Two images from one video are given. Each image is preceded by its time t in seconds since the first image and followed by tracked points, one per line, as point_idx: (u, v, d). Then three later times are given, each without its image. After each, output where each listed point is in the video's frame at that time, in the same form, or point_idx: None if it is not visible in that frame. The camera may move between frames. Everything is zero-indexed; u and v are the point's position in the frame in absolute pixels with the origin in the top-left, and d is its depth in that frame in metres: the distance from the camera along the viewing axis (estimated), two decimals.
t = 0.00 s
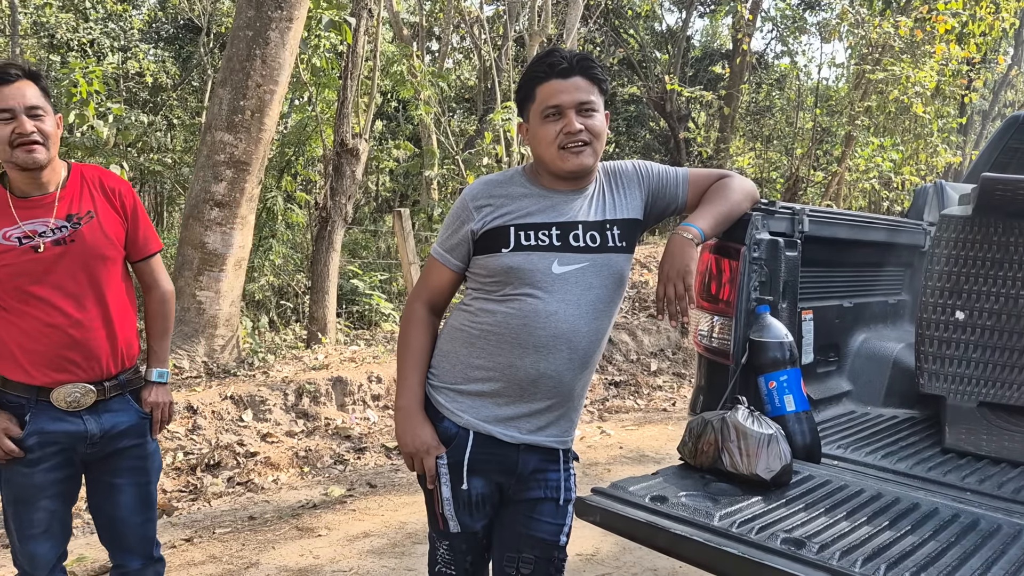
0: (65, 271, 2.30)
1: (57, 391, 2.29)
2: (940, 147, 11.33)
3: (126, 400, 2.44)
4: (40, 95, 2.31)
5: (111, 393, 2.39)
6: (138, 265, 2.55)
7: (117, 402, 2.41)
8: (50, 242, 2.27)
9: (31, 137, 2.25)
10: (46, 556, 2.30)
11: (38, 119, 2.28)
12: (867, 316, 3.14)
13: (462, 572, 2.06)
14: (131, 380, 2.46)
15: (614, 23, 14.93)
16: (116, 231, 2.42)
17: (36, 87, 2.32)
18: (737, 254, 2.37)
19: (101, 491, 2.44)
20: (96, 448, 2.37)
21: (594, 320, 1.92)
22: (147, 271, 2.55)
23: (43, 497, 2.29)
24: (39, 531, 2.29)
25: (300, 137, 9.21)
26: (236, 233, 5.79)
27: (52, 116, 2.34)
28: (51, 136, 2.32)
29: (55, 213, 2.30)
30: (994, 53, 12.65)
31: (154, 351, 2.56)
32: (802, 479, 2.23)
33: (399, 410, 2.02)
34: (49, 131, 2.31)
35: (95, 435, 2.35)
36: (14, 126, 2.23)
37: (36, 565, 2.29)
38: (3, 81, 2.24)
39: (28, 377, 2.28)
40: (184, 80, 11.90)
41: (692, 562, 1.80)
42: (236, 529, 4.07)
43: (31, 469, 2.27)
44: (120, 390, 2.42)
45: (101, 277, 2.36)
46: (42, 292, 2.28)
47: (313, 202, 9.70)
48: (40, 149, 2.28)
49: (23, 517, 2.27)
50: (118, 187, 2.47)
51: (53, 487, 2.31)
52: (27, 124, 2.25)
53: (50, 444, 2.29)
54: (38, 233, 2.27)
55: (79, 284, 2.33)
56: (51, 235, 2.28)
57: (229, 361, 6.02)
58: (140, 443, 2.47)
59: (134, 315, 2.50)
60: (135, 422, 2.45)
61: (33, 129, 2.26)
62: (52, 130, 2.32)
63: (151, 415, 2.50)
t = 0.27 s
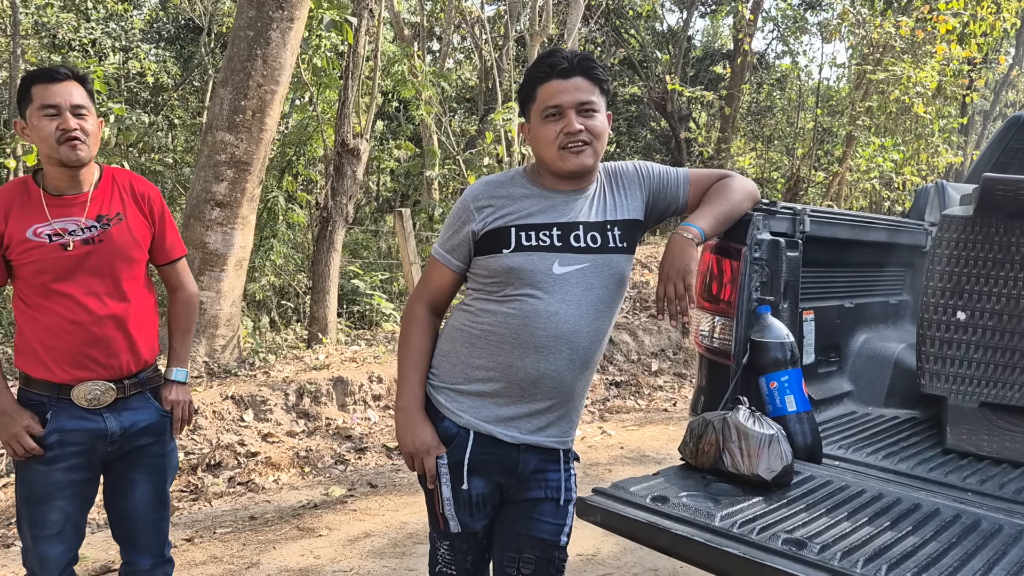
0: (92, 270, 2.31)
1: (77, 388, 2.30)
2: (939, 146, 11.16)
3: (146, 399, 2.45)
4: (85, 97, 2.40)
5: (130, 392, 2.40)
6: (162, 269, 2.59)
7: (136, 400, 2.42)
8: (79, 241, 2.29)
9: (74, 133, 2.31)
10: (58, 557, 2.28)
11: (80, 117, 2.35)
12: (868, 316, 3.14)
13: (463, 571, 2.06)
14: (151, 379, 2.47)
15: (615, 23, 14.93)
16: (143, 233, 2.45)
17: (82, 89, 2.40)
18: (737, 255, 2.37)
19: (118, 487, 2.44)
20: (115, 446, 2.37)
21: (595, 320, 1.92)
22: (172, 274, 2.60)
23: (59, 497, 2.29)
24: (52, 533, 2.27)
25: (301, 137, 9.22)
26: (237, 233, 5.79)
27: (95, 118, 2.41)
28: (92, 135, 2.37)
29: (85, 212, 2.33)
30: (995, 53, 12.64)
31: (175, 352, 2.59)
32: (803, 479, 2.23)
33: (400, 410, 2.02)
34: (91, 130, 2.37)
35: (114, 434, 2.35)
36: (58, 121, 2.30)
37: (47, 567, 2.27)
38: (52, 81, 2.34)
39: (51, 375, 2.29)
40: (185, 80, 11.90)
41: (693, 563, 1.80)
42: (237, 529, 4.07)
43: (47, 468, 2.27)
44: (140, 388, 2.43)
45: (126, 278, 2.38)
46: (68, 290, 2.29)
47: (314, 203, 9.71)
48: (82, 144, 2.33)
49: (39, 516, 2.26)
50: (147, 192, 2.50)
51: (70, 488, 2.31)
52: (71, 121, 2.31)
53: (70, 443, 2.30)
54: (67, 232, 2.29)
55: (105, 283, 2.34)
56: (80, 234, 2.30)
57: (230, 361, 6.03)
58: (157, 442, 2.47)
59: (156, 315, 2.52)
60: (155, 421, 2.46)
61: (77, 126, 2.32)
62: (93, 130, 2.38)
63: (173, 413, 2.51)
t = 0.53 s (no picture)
0: (105, 270, 2.31)
1: (82, 386, 2.30)
2: (940, 146, 11.19)
3: (148, 399, 2.44)
4: (100, 101, 2.33)
5: (133, 393, 2.40)
6: (173, 275, 2.60)
7: (139, 401, 2.42)
8: (97, 240, 2.30)
9: (75, 139, 2.27)
10: (57, 557, 2.27)
11: (85, 122, 2.29)
12: (868, 316, 3.14)
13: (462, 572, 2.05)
14: (155, 381, 2.47)
15: (615, 23, 14.93)
16: (157, 239, 2.46)
17: (98, 93, 2.34)
18: (738, 254, 2.36)
19: (117, 486, 2.44)
20: (117, 446, 2.37)
21: (595, 320, 1.92)
22: (186, 280, 2.61)
23: (59, 496, 2.28)
24: (53, 531, 2.27)
25: (301, 137, 9.22)
26: (237, 232, 5.79)
27: (107, 122, 2.34)
28: (96, 141, 2.30)
29: (106, 213, 2.33)
30: (995, 54, 12.64)
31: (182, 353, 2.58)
32: (803, 480, 2.23)
33: (400, 410, 2.02)
34: (99, 136, 2.31)
35: (116, 433, 2.35)
36: (60, 127, 2.27)
37: (46, 567, 2.26)
38: (70, 84, 2.32)
39: (56, 372, 2.29)
40: (185, 80, 11.90)
41: (693, 563, 1.80)
42: (236, 529, 4.07)
43: (49, 467, 2.27)
44: (143, 389, 2.43)
45: (136, 280, 2.38)
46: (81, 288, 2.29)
47: (314, 203, 9.71)
48: (80, 150, 2.28)
49: (39, 515, 2.26)
50: (166, 201, 2.50)
51: (71, 487, 2.30)
52: (72, 127, 2.27)
53: (72, 442, 2.30)
54: (85, 231, 2.29)
55: (117, 284, 2.34)
56: (99, 234, 2.30)
57: (229, 361, 6.02)
58: (157, 442, 2.47)
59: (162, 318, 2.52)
60: (157, 421, 2.46)
61: (78, 132, 2.27)
62: (100, 135, 2.31)
63: (175, 412, 2.51)
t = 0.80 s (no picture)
0: (107, 270, 2.31)
1: (80, 386, 2.30)
2: (940, 146, 11.20)
3: (144, 400, 2.44)
4: (93, 100, 2.31)
5: (130, 393, 2.39)
6: (174, 277, 2.61)
7: (135, 400, 2.41)
8: (101, 240, 2.29)
9: (66, 139, 2.26)
10: (54, 553, 2.28)
11: (77, 122, 2.27)
12: (868, 315, 3.14)
13: (460, 571, 2.05)
14: (152, 381, 2.46)
15: (614, 23, 14.93)
16: (160, 241, 2.46)
17: (91, 92, 2.31)
18: (738, 254, 2.36)
19: (111, 485, 2.44)
20: (114, 445, 2.37)
21: (596, 320, 1.92)
22: (187, 282, 2.61)
23: (57, 493, 2.28)
24: (50, 527, 2.27)
25: (300, 137, 9.23)
26: (236, 232, 5.79)
27: (101, 122, 2.31)
28: (89, 140, 2.28)
29: (112, 213, 2.34)
30: (995, 53, 12.63)
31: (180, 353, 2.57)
32: (803, 480, 2.22)
33: (399, 410, 2.02)
34: (91, 135, 2.28)
35: (113, 433, 2.35)
36: (53, 128, 2.26)
37: (45, 563, 2.27)
38: (63, 86, 2.30)
39: (54, 371, 2.28)
40: (184, 80, 11.89)
41: (692, 563, 1.80)
42: (236, 529, 4.07)
43: (46, 464, 2.26)
44: (139, 389, 2.42)
45: (137, 281, 2.38)
46: (83, 287, 2.29)
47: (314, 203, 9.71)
48: (74, 150, 2.27)
49: (37, 512, 2.26)
50: (170, 204, 2.51)
51: (69, 484, 2.30)
52: (63, 127, 2.26)
53: (69, 440, 2.29)
54: (90, 230, 2.29)
55: (119, 284, 2.34)
56: (103, 234, 2.30)
57: (229, 360, 6.02)
58: (153, 441, 2.47)
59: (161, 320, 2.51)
60: (153, 421, 2.46)
61: (68, 132, 2.26)
62: (93, 133, 2.28)
63: (172, 413, 2.50)
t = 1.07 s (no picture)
0: (91, 272, 2.27)
1: (67, 390, 2.26)
2: (940, 146, 11.20)
3: (135, 403, 2.40)
4: (64, 100, 2.25)
5: (120, 397, 2.35)
6: (166, 276, 2.55)
7: (125, 405, 2.37)
8: (83, 243, 2.26)
9: (38, 142, 2.22)
10: (44, 558, 2.26)
11: (48, 124, 2.22)
12: (870, 318, 3.10)
13: None
14: (143, 385, 2.42)
15: (614, 23, 14.90)
16: (147, 240, 2.40)
17: (62, 92, 2.26)
18: (739, 257, 2.33)
19: (102, 489, 2.42)
20: (103, 449, 2.33)
21: (597, 323, 1.89)
22: (180, 281, 2.56)
23: (46, 498, 2.25)
24: (40, 532, 2.25)
25: (299, 137, 9.19)
26: (234, 233, 5.75)
27: (74, 122, 2.26)
28: (60, 141, 2.23)
29: (94, 214, 2.29)
30: (995, 53, 12.60)
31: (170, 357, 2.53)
32: (806, 486, 2.19)
33: (396, 415, 1.99)
34: (64, 136, 2.24)
35: (101, 438, 2.31)
36: (25, 131, 2.23)
37: (36, 567, 2.25)
38: (34, 87, 2.26)
39: (42, 375, 2.26)
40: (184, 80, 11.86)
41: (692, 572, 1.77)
42: (232, 532, 4.04)
43: (35, 469, 2.24)
44: (130, 393, 2.38)
45: (124, 282, 2.33)
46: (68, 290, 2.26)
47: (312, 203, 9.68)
48: (46, 152, 2.23)
49: (26, 516, 2.23)
50: (156, 201, 2.45)
51: (59, 488, 2.28)
52: (35, 130, 2.22)
53: (58, 444, 2.26)
54: (72, 233, 2.25)
55: (104, 286, 2.30)
56: (85, 236, 2.27)
57: (227, 362, 5.99)
58: (144, 445, 2.43)
59: (152, 322, 2.47)
60: (144, 425, 2.42)
61: (40, 134, 2.22)
62: (65, 134, 2.24)
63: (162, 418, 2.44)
